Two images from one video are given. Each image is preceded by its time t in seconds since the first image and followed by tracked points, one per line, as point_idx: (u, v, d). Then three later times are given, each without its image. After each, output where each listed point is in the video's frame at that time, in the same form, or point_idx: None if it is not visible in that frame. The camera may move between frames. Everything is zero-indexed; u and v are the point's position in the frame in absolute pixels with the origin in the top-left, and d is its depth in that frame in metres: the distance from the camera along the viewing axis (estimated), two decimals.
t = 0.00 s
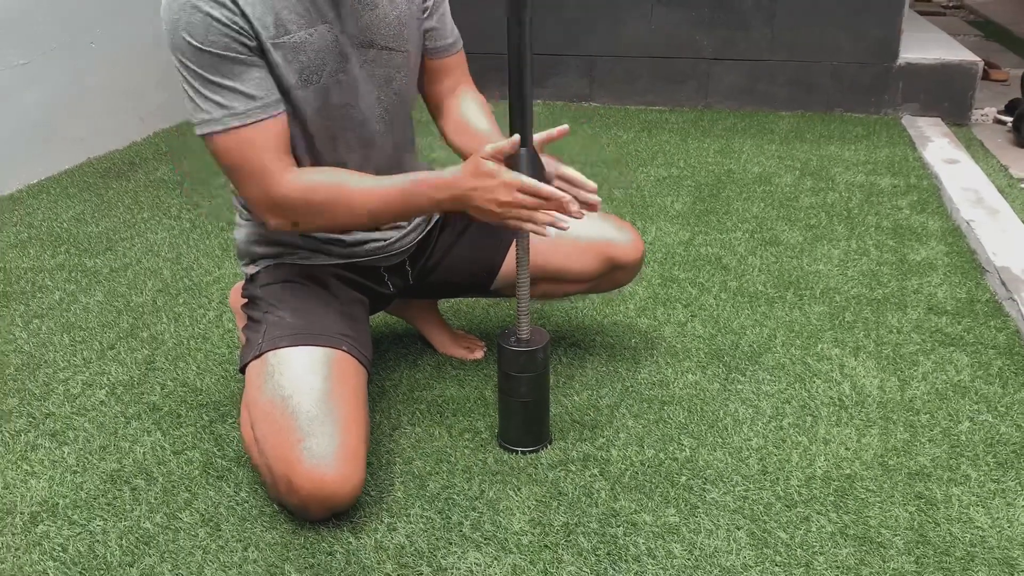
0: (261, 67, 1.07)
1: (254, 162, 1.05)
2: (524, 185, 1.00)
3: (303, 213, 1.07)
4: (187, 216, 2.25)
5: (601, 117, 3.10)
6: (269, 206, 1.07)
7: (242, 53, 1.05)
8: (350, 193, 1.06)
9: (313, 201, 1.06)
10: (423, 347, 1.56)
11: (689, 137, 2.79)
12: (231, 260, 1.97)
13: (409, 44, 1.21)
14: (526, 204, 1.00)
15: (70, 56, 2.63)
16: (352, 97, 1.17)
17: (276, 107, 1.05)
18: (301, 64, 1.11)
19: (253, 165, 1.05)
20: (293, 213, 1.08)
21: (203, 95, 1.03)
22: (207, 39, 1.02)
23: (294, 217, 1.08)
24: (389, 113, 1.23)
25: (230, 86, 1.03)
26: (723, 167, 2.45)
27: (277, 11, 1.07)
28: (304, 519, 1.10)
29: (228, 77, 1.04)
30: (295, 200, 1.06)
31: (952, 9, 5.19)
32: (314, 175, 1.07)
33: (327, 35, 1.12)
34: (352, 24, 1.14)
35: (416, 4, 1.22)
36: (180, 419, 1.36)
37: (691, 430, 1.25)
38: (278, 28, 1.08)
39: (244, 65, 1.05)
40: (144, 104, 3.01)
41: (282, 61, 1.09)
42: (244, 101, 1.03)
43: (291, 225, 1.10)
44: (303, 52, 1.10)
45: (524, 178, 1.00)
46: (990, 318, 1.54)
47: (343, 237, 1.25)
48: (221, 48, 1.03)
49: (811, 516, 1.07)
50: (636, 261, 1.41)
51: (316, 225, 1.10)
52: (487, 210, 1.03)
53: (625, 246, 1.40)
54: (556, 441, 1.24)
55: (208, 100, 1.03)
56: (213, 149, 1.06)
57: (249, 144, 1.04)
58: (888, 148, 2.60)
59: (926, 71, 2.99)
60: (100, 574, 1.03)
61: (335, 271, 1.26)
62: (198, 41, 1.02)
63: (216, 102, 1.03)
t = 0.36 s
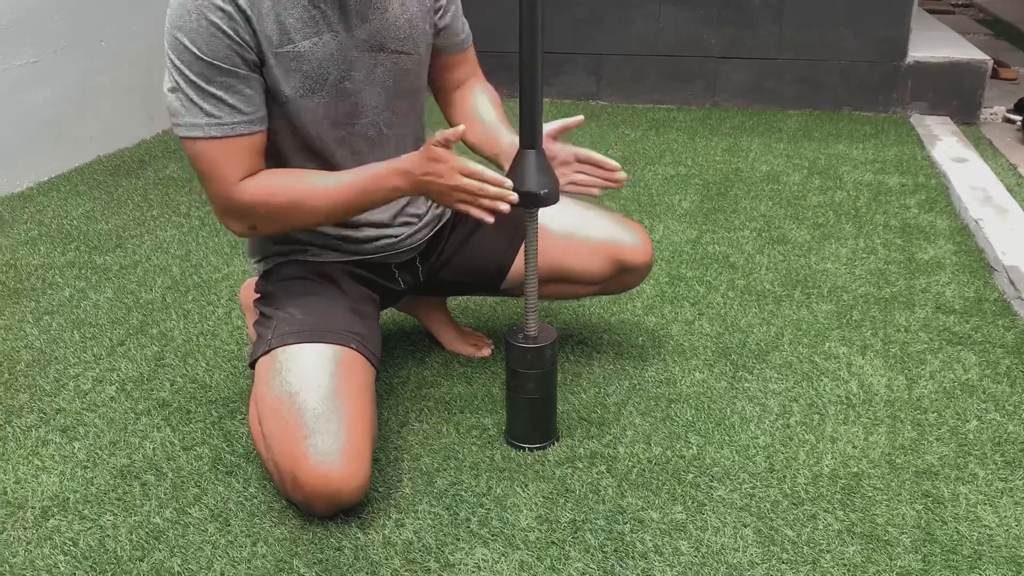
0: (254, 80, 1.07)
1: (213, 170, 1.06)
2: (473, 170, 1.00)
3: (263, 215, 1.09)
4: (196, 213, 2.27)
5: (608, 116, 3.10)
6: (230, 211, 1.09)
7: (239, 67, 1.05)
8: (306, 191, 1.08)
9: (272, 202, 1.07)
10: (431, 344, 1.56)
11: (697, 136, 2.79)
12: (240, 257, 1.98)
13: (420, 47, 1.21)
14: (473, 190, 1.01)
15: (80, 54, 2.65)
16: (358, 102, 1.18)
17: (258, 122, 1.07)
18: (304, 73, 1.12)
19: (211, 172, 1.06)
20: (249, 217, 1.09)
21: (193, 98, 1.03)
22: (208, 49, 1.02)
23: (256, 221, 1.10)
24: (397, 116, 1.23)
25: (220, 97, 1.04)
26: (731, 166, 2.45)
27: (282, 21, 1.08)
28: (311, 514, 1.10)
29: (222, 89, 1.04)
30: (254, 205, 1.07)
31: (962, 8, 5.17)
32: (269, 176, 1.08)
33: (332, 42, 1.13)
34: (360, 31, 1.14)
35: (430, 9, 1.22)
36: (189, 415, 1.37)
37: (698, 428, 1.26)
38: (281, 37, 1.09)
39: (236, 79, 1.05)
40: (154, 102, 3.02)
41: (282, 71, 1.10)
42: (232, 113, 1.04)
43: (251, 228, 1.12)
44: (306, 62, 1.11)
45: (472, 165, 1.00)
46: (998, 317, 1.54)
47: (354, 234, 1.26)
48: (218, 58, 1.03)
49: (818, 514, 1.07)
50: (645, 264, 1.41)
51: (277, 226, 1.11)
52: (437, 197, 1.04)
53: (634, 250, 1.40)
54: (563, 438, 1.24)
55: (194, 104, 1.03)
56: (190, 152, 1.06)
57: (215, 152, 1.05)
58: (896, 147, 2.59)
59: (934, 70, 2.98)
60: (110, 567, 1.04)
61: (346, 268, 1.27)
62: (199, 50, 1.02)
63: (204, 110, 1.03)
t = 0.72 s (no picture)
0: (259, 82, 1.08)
1: (216, 172, 1.06)
2: (483, 172, 1.00)
3: (265, 218, 1.08)
4: (202, 211, 2.27)
5: (613, 114, 3.09)
6: (231, 214, 1.08)
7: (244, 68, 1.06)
8: (308, 194, 1.07)
9: (275, 204, 1.07)
10: (436, 343, 1.56)
11: (703, 134, 2.78)
12: (247, 255, 1.98)
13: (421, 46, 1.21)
14: (481, 193, 1.01)
15: (87, 52, 2.66)
16: (362, 101, 1.18)
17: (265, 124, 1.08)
18: (307, 73, 1.12)
19: (210, 172, 1.06)
20: (253, 219, 1.09)
21: (198, 99, 1.03)
22: (214, 49, 1.03)
23: (257, 224, 1.10)
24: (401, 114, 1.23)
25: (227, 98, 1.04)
26: (737, 164, 2.44)
27: (285, 22, 1.08)
28: (317, 512, 1.10)
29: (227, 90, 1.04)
30: (254, 206, 1.07)
31: (970, 6, 5.14)
32: (274, 180, 1.08)
33: (335, 42, 1.13)
34: (362, 30, 1.14)
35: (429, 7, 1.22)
36: (195, 413, 1.37)
37: (703, 427, 1.25)
38: (284, 38, 1.09)
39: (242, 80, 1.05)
40: (161, 101, 3.03)
41: (286, 71, 1.10)
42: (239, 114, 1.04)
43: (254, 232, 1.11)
44: (309, 61, 1.11)
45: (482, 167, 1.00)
46: (1006, 317, 1.53)
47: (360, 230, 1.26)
48: (223, 57, 1.03)
49: (824, 513, 1.07)
50: (648, 253, 1.41)
51: (277, 228, 1.11)
52: (444, 201, 1.04)
53: (635, 237, 1.39)
54: (568, 437, 1.24)
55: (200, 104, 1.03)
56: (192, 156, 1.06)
57: (215, 153, 1.05)
58: (903, 146, 2.58)
59: (942, 68, 2.96)
60: (116, 564, 1.04)
61: (352, 264, 1.27)
62: (205, 50, 1.03)
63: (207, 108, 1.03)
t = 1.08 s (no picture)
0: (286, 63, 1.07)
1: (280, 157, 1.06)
2: (542, 200, 1.02)
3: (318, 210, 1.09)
4: (209, 210, 2.28)
5: (620, 114, 3.09)
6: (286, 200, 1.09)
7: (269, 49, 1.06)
8: (374, 197, 1.08)
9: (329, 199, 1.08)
10: (442, 342, 1.57)
11: (709, 135, 2.78)
12: (253, 254, 1.99)
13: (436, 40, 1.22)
14: (541, 219, 1.03)
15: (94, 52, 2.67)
16: (377, 93, 1.18)
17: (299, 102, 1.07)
18: (325, 60, 1.11)
19: (268, 156, 1.06)
20: (307, 209, 1.09)
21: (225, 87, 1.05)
22: (233, 35, 1.03)
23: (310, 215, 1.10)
24: (414, 107, 1.23)
25: (252, 83, 1.05)
26: (744, 164, 2.44)
27: (304, 7, 1.08)
28: (321, 510, 1.11)
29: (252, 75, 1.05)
30: (313, 197, 1.08)
31: (978, 7, 5.12)
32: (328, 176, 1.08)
33: (354, 31, 1.12)
34: (380, 22, 1.15)
35: (445, 7, 1.23)
36: (201, 411, 1.38)
37: (710, 427, 1.25)
38: (305, 23, 1.08)
39: (265, 62, 1.05)
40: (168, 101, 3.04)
41: (304, 57, 1.10)
42: (264, 97, 1.05)
43: (307, 220, 1.12)
44: (329, 48, 1.11)
45: (540, 193, 1.02)
46: (1013, 318, 1.52)
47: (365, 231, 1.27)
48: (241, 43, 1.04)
49: (830, 514, 1.07)
50: (657, 264, 1.40)
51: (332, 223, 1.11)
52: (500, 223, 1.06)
53: (645, 250, 1.39)
54: (574, 436, 1.24)
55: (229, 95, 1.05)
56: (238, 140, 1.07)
57: (278, 137, 1.06)
58: (910, 146, 2.57)
59: (949, 68, 2.96)
60: (122, 561, 1.05)
61: (356, 264, 1.27)
62: (226, 37, 1.03)
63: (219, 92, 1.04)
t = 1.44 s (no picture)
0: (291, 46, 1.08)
1: (211, 135, 1.06)
2: (473, 188, 1.02)
3: (244, 189, 1.09)
4: (215, 209, 2.28)
5: (625, 114, 3.09)
6: (218, 179, 1.09)
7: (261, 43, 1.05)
8: (295, 178, 1.08)
9: (257, 177, 1.07)
10: (447, 341, 1.57)
11: (715, 135, 2.77)
12: (259, 252, 1.99)
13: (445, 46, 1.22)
14: (470, 208, 1.03)
15: (100, 51, 2.67)
16: (383, 91, 1.18)
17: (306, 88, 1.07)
18: (330, 53, 1.12)
19: (201, 134, 1.06)
20: (234, 186, 1.09)
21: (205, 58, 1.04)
22: (234, 15, 1.03)
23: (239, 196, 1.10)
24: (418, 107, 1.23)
25: (230, 65, 1.04)
26: (749, 165, 2.43)
27: None
28: (327, 509, 1.11)
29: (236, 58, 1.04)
30: (241, 174, 1.07)
31: (984, 8, 5.11)
32: (265, 154, 1.09)
33: (362, 27, 1.13)
34: (390, 21, 1.16)
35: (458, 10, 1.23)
36: (206, 409, 1.38)
37: (715, 427, 1.25)
38: (313, 15, 1.09)
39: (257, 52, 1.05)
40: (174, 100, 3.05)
41: (310, 47, 1.11)
42: (238, 83, 1.04)
43: (232, 201, 1.11)
44: (335, 42, 1.12)
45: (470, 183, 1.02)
46: (1020, 318, 1.52)
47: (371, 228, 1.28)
48: (245, 28, 1.04)
49: (835, 514, 1.06)
50: (658, 252, 1.40)
51: (255, 205, 1.11)
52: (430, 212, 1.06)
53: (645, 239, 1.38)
54: (579, 436, 1.24)
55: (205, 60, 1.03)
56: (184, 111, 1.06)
57: (208, 114, 1.05)
58: (916, 147, 2.57)
59: (955, 69, 2.95)
60: (127, 558, 1.05)
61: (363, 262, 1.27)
62: (227, 16, 1.03)
63: (215, 74, 1.03)
